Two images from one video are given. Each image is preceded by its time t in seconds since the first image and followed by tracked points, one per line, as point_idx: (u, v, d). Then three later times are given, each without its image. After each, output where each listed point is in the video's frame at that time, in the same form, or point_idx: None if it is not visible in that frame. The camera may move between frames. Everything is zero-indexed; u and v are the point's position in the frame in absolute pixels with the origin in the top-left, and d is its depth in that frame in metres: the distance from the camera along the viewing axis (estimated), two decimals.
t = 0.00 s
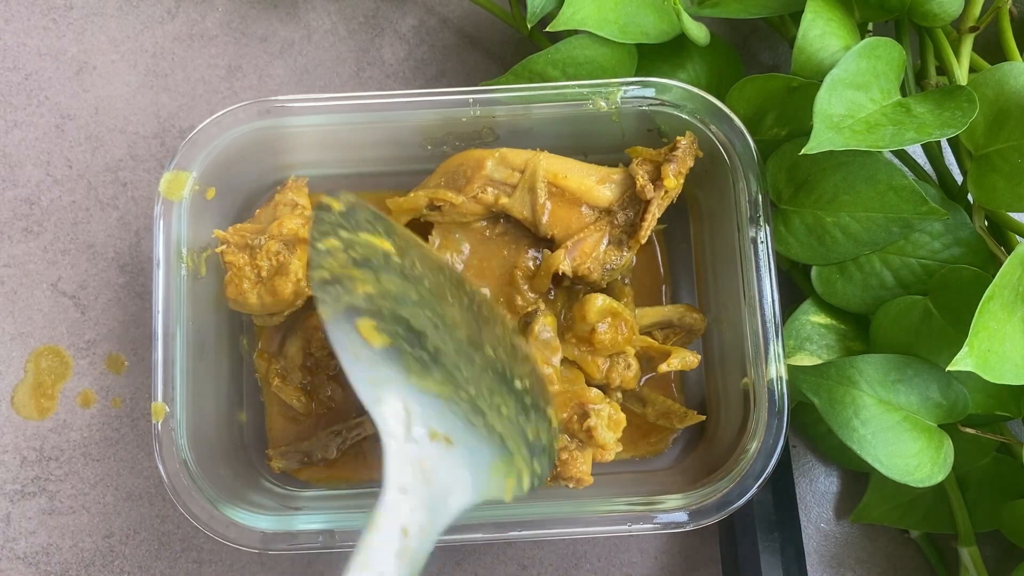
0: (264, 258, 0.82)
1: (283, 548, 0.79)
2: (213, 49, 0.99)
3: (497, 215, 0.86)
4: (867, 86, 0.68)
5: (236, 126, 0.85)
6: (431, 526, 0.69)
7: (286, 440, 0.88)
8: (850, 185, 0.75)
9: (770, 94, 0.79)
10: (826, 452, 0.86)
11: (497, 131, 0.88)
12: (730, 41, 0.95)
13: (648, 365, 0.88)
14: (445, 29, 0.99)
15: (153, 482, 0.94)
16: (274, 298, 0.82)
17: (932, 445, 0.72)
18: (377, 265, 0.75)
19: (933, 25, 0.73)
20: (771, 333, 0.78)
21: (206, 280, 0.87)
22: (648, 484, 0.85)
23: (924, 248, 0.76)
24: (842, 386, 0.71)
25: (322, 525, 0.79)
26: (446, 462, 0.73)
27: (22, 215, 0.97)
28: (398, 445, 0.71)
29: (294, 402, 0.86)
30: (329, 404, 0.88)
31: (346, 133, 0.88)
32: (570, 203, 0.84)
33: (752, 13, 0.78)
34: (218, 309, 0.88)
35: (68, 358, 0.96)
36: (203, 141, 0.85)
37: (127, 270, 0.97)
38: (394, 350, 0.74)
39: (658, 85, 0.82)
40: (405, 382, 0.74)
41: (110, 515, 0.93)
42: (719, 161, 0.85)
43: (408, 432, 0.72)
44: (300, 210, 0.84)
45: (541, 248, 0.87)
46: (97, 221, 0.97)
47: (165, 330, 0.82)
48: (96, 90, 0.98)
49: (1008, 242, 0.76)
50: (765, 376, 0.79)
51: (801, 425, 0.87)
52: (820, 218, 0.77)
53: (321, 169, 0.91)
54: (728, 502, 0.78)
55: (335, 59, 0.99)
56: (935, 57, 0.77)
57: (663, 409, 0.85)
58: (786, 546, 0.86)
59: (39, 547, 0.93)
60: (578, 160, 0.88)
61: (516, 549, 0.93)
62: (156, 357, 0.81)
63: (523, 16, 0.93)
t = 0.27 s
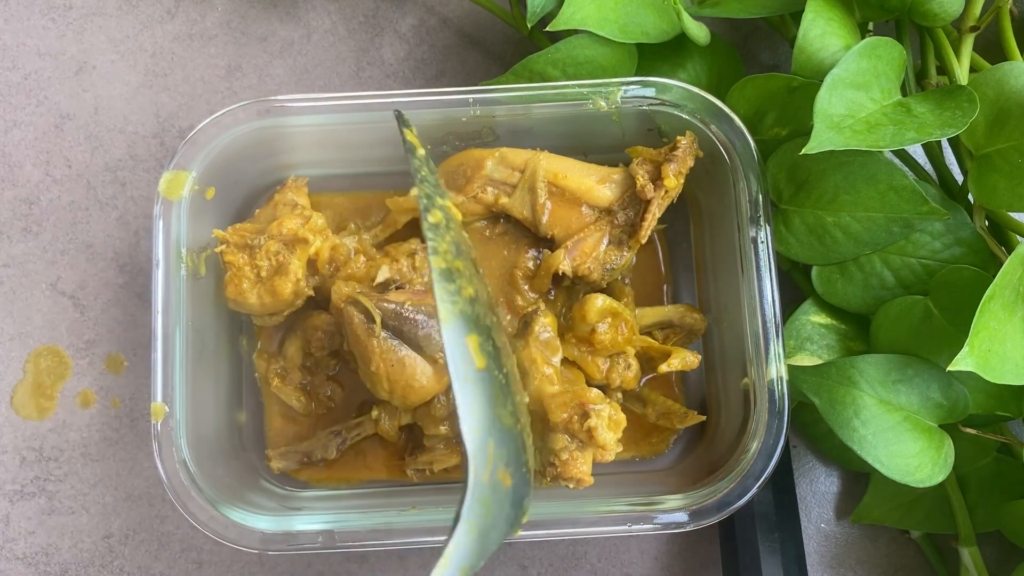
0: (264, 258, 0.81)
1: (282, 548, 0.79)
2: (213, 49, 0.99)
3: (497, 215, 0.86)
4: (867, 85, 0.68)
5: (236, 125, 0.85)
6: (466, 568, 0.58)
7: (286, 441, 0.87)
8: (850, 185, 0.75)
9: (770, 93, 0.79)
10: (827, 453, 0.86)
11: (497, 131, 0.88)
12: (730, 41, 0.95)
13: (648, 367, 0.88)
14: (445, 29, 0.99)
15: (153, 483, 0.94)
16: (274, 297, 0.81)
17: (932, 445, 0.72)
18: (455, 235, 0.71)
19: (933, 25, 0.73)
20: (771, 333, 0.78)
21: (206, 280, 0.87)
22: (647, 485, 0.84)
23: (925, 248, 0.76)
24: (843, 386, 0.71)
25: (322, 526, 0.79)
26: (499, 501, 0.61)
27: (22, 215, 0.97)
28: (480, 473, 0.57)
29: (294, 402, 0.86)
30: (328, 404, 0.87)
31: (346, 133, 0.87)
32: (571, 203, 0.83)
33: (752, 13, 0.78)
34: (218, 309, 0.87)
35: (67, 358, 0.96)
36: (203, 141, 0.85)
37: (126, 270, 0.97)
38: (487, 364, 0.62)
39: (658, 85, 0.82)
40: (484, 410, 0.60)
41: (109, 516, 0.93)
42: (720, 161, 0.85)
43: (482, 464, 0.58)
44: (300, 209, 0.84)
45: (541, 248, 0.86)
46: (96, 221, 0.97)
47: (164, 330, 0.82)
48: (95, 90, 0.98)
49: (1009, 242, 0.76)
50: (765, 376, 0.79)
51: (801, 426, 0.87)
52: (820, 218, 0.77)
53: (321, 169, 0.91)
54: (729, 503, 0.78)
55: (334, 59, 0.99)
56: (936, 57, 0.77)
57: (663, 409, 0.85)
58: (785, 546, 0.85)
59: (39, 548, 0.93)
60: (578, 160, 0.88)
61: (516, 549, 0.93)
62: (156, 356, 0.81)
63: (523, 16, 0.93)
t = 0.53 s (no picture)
0: (264, 258, 0.81)
1: (283, 548, 0.79)
2: (213, 49, 0.99)
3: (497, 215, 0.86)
4: (867, 85, 0.68)
5: (236, 125, 0.85)
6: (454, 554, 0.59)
7: (285, 440, 0.87)
8: (850, 185, 0.75)
9: (770, 94, 0.79)
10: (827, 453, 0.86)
11: (497, 131, 0.88)
12: (730, 41, 0.95)
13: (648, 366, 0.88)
14: (445, 29, 0.99)
15: (153, 483, 0.94)
16: (274, 297, 0.81)
17: (932, 445, 0.72)
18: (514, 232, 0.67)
19: (933, 25, 0.73)
20: (771, 333, 0.78)
21: (206, 279, 0.87)
22: (647, 485, 0.84)
23: (924, 248, 0.76)
24: (842, 386, 0.71)
25: (322, 525, 0.79)
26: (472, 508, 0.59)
27: (22, 215, 0.97)
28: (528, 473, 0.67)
29: (294, 401, 0.86)
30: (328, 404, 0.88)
31: (346, 133, 0.88)
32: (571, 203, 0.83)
33: (752, 13, 0.78)
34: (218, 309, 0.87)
35: (67, 358, 0.96)
36: (203, 141, 0.85)
37: (126, 270, 0.97)
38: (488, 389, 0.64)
39: (658, 85, 0.82)
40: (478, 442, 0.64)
41: (110, 515, 0.93)
42: (720, 161, 0.85)
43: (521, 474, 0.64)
44: (300, 209, 0.84)
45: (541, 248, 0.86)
46: (97, 221, 0.97)
47: (165, 330, 0.82)
48: (95, 90, 0.98)
49: (1008, 242, 0.76)
50: (765, 376, 0.79)
51: (801, 426, 0.87)
52: (820, 218, 0.77)
53: (321, 169, 0.91)
54: (729, 502, 0.78)
55: (334, 59, 0.99)
56: (936, 57, 0.77)
57: (663, 409, 0.85)
58: (786, 546, 0.86)
59: (39, 547, 0.93)
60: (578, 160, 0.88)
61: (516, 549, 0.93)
62: (156, 356, 0.81)
63: (523, 16, 0.93)
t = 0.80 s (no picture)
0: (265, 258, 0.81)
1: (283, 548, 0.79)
2: (213, 49, 0.99)
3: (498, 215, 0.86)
4: (867, 86, 0.68)
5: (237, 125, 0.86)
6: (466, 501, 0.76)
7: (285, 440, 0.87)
8: (850, 185, 0.75)
9: (770, 94, 0.79)
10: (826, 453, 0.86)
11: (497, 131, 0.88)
12: (730, 41, 0.95)
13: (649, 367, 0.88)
14: (445, 29, 0.99)
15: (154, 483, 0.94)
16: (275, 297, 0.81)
17: (932, 445, 0.72)
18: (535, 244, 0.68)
19: (932, 25, 0.73)
20: (771, 334, 0.78)
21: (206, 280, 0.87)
22: (646, 485, 0.85)
23: (924, 248, 0.76)
24: (842, 386, 0.71)
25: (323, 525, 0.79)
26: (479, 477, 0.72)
27: (23, 215, 0.97)
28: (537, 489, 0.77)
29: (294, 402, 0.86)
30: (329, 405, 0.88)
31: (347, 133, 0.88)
32: (572, 203, 0.87)
33: (751, 13, 0.78)
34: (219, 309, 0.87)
35: (68, 358, 0.96)
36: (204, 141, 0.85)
37: (127, 270, 0.97)
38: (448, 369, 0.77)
39: (658, 85, 0.82)
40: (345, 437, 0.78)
41: (110, 515, 0.93)
42: (719, 162, 0.85)
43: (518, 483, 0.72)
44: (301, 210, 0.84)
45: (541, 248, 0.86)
46: (97, 221, 0.97)
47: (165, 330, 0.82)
48: (96, 90, 0.98)
49: (1008, 243, 0.76)
50: (765, 376, 0.79)
51: (801, 426, 0.87)
52: (819, 218, 0.77)
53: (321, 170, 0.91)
54: (728, 502, 0.79)
55: (335, 59, 0.99)
56: (936, 57, 0.77)
57: (662, 409, 0.85)
58: (786, 545, 0.85)
59: (40, 547, 0.93)
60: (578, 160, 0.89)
61: (516, 549, 0.93)
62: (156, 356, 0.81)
63: (523, 16, 0.93)
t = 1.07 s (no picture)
0: (265, 258, 0.81)
1: (283, 547, 0.79)
2: (213, 49, 0.99)
3: (498, 215, 0.86)
4: (867, 86, 0.68)
5: (236, 126, 0.85)
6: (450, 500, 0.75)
7: (285, 439, 0.87)
8: (850, 185, 0.75)
9: (770, 94, 0.79)
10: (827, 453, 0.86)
11: (497, 131, 0.88)
12: (730, 42, 0.95)
13: (649, 367, 0.87)
14: (445, 29, 0.99)
15: (154, 482, 0.94)
16: (275, 297, 0.82)
17: (931, 445, 0.72)
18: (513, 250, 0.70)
19: (932, 25, 0.73)
20: (771, 334, 0.78)
21: (207, 280, 0.87)
22: (646, 485, 0.85)
23: (924, 248, 0.76)
24: (842, 386, 0.71)
25: (323, 525, 0.79)
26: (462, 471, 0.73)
27: (23, 215, 0.98)
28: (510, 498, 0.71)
29: (294, 401, 0.86)
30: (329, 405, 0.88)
31: (347, 133, 0.88)
32: (570, 203, 0.84)
33: (752, 13, 0.78)
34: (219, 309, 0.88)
35: (68, 358, 0.96)
36: (203, 141, 0.85)
37: (127, 270, 0.97)
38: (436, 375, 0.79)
39: (658, 85, 0.82)
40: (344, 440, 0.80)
41: (110, 515, 0.94)
42: (719, 162, 0.85)
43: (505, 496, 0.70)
44: (301, 210, 0.84)
45: (542, 248, 0.87)
46: (97, 221, 0.97)
47: (165, 330, 0.82)
48: (96, 90, 0.99)
49: (1008, 243, 0.76)
50: (765, 376, 0.79)
51: (801, 426, 0.87)
52: (819, 218, 0.77)
53: (321, 170, 0.91)
54: (728, 502, 0.79)
55: (335, 60, 0.99)
56: (935, 57, 0.77)
57: (662, 409, 0.85)
58: (785, 545, 0.86)
59: (40, 547, 0.93)
60: (578, 160, 0.88)
61: (516, 549, 0.93)
62: (156, 356, 0.81)
63: (523, 16, 0.93)
